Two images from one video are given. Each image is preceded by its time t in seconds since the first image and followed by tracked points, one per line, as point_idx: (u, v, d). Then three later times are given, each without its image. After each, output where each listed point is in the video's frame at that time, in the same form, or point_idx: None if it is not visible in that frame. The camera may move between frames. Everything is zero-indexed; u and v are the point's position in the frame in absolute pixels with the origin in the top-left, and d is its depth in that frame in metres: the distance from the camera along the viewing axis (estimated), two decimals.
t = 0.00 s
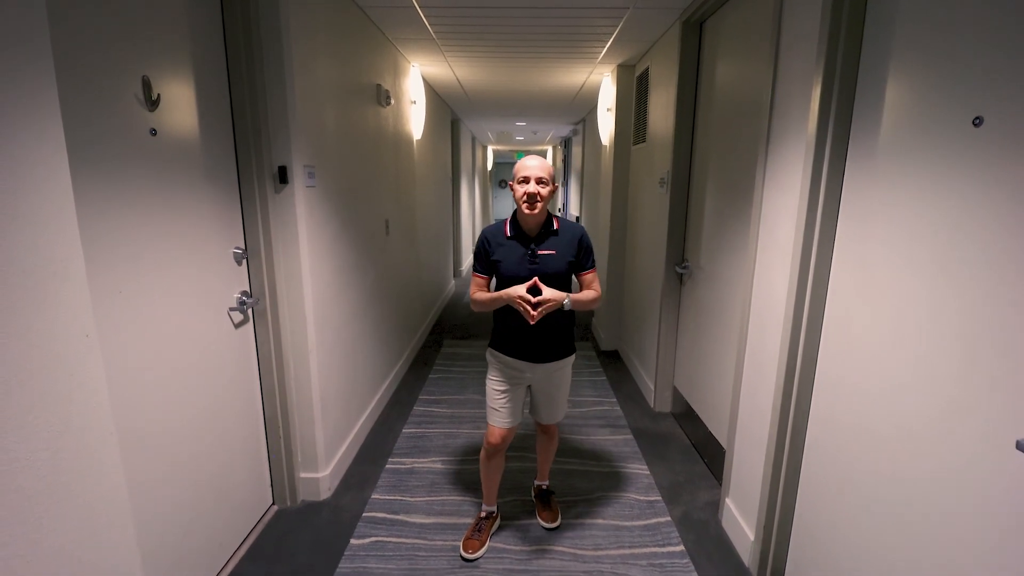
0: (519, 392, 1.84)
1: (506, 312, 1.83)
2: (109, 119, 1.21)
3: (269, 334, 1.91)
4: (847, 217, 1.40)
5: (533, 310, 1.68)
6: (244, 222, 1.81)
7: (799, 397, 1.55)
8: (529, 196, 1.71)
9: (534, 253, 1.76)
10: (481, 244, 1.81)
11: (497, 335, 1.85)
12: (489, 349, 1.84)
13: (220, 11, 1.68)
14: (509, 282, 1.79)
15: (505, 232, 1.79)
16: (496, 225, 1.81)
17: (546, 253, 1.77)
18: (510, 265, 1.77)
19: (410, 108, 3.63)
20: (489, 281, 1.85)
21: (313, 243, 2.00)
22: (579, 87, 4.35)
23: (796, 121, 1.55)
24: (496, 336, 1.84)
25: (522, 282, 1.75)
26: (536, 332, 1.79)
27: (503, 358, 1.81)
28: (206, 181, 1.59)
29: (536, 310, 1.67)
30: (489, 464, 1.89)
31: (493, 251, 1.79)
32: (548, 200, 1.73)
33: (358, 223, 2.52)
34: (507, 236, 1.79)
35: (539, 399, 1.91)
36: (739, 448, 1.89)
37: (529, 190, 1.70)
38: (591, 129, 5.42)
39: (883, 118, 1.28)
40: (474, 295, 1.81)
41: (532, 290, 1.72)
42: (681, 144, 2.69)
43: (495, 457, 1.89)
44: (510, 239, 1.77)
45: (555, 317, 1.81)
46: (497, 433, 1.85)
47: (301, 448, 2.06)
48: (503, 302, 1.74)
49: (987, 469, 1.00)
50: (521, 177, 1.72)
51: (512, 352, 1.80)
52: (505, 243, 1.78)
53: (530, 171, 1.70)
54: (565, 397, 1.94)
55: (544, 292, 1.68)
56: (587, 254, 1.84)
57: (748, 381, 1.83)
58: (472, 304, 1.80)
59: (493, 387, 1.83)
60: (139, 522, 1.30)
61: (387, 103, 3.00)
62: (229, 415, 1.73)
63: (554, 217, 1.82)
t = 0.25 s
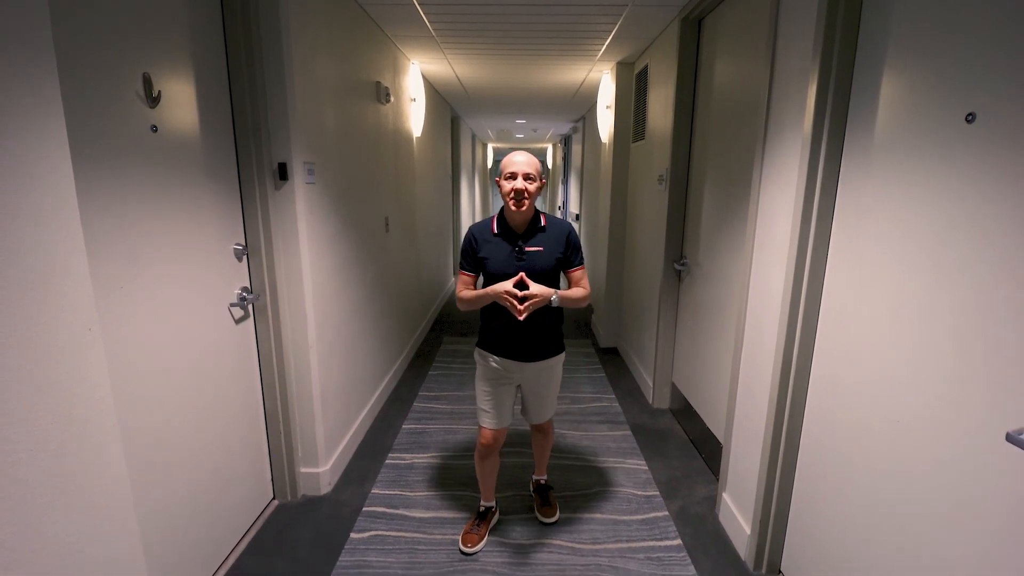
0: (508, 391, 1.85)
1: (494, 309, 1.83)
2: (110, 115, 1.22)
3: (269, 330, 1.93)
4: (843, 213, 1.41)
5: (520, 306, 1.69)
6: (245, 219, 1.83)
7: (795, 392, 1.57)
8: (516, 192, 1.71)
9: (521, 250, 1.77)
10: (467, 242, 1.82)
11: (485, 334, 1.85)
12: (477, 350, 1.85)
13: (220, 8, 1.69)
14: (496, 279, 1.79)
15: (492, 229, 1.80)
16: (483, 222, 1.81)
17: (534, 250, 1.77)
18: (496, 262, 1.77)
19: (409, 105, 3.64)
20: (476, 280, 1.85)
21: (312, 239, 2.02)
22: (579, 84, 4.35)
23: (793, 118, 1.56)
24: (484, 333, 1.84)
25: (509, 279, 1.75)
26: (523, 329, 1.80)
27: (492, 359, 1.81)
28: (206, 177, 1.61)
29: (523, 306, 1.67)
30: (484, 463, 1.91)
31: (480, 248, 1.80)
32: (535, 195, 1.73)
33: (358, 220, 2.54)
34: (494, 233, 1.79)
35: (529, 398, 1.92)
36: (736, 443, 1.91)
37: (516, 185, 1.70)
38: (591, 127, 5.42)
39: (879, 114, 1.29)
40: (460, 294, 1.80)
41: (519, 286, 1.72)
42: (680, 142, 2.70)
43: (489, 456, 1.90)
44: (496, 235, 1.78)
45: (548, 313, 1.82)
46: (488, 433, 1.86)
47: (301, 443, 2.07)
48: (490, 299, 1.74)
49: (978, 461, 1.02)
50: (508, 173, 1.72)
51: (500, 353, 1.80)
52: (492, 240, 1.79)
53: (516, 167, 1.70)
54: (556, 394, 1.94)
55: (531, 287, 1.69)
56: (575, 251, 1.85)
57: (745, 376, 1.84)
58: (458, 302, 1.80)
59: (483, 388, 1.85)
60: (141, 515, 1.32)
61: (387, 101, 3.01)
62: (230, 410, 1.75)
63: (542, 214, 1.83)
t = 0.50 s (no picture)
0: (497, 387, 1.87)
1: (479, 303, 1.85)
2: (121, 112, 1.25)
3: (274, 323, 1.97)
4: (837, 208, 1.44)
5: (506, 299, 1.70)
6: (250, 214, 1.86)
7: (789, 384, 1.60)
8: (503, 185, 1.73)
9: (507, 243, 1.79)
10: (454, 236, 1.84)
11: (472, 329, 1.87)
12: (464, 347, 1.87)
13: (225, 7, 1.72)
14: (482, 272, 1.81)
15: (478, 223, 1.82)
16: (470, 216, 1.84)
17: (520, 244, 1.79)
18: (483, 255, 1.80)
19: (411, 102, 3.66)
20: (462, 274, 1.87)
21: (316, 234, 2.05)
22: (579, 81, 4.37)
23: (788, 115, 1.59)
24: (471, 327, 1.86)
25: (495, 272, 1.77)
26: (509, 323, 1.82)
27: (478, 356, 1.84)
28: (213, 173, 1.64)
29: (509, 298, 1.69)
30: (480, 458, 1.95)
31: (466, 242, 1.82)
32: (522, 188, 1.76)
33: (361, 215, 2.57)
34: (480, 227, 1.82)
35: (519, 395, 1.93)
36: (732, 434, 1.94)
37: (504, 177, 1.72)
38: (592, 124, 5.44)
39: (871, 112, 1.32)
40: (446, 288, 1.82)
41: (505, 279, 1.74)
42: (679, 138, 2.73)
43: (484, 450, 1.94)
44: (483, 229, 1.80)
45: (534, 311, 1.83)
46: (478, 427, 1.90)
47: (305, 434, 2.11)
48: (476, 292, 1.76)
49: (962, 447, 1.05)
50: (495, 166, 1.74)
51: (485, 349, 1.83)
52: (477, 234, 1.82)
53: (503, 160, 1.73)
54: (546, 389, 1.95)
55: (517, 280, 1.71)
56: (562, 245, 1.88)
57: (741, 369, 1.87)
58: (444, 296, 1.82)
59: (471, 385, 1.88)
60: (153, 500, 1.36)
61: (389, 97, 3.04)
62: (236, 400, 1.79)
63: (528, 208, 1.85)
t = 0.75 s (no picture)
0: (486, 384, 1.91)
1: (467, 298, 1.88)
2: (136, 111, 1.30)
3: (281, 317, 2.01)
4: (828, 203, 1.49)
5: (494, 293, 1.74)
6: (257, 210, 1.91)
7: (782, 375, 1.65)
8: (493, 182, 1.76)
9: (496, 239, 1.83)
10: (443, 231, 1.87)
11: (461, 324, 1.89)
12: (453, 345, 1.91)
13: (232, 8, 1.76)
14: (470, 268, 1.85)
15: (467, 220, 1.86)
16: (459, 213, 1.88)
17: (508, 239, 1.84)
18: (471, 251, 1.83)
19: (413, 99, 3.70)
20: (451, 270, 1.91)
21: (321, 230, 2.10)
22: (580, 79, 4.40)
23: (782, 114, 1.63)
24: (460, 322, 1.89)
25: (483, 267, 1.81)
26: (498, 318, 1.85)
27: (465, 354, 1.88)
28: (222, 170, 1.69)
29: (497, 293, 1.72)
30: (480, 448, 2.01)
31: (455, 238, 1.85)
32: (510, 186, 1.79)
33: (364, 212, 2.62)
34: (469, 224, 1.86)
35: (509, 393, 1.96)
36: (727, 425, 1.99)
37: (493, 175, 1.75)
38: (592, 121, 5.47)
39: (862, 112, 1.36)
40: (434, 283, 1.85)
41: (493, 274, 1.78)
42: (678, 135, 2.77)
43: (483, 441, 2.00)
44: (471, 226, 1.84)
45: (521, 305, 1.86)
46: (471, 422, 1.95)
47: (311, 425, 2.16)
48: (464, 288, 1.79)
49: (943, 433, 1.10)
50: (486, 163, 1.77)
51: (472, 346, 1.87)
52: (466, 231, 1.85)
53: (494, 158, 1.76)
54: (537, 388, 1.97)
55: (505, 274, 1.74)
56: (550, 243, 1.92)
57: (736, 361, 1.92)
58: (433, 291, 1.85)
59: (460, 382, 1.92)
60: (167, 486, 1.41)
61: (391, 95, 3.08)
62: (245, 392, 1.84)
63: (517, 205, 1.89)
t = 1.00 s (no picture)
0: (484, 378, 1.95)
1: (466, 294, 1.93)
2: (161, 112, 1.37)
3: (294, 310, 2.08)
4: (825, 201, 1.54)
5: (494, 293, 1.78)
6: (272, 207, 1.98)
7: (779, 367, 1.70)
8: (491, 181, 1.81)
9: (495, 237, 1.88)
10: (442, 229, 1.93)
11: (461, 319, 1.94)
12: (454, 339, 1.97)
13: (248, 11, 1.83)
14: (469, 265, 1.90)
15: (465, 217, 1.91)
16: (456, 210, 1.93)
17: (506, 238, 1.88)
18: (470, 249, 1.89)
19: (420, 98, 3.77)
20: (449, 267, 1.97)
21: (333, 226, 2.17)
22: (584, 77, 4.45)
23: (779, 114, 1.69)
24: (460, 318, 1.94)
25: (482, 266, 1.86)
26: (496, 315, 1.87)
27: (464, 347, 1.93)
28: (239, 167, 1.76)
29: (497, 293, 1.77)
30: (483, 436, 2.05)
31: (454, 235, 1.91)
32: (508, 184, 1.84)
33: (373, 209, 2.68)
34: (467, 221, 1.91)
35: (508, 389, 1.98)
36: (726, 417, 2.05)
37: (493, 174, 1.80)
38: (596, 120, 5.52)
39: (854, 112, 1.41)
40: (433, 280, 1.91)
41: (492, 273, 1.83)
42: (681, 134, 2.82)
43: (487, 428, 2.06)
44: (469, 224, 1.89)
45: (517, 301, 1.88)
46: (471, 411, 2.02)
47: (322, 416, 2.24)
48: (464, 286, 1.84)
49: (928, 419, 1.16)
50: (484, 162, 1.82)
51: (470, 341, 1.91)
52: (464, 228, 1.91)
53: (494, 157, 1.80)
54: (537, 387, 1.94)
55: (505, 275, 1.79)
56: (547, 240, 1.96)
57: (735, 354, 1.98)
58: (431, 288, 1.91)
59: (461, 374, 1.99)
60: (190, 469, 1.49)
61: (399, 94, 3.15)
62: (260, 381, 1.91)
63: (514, 202, 1.94)
